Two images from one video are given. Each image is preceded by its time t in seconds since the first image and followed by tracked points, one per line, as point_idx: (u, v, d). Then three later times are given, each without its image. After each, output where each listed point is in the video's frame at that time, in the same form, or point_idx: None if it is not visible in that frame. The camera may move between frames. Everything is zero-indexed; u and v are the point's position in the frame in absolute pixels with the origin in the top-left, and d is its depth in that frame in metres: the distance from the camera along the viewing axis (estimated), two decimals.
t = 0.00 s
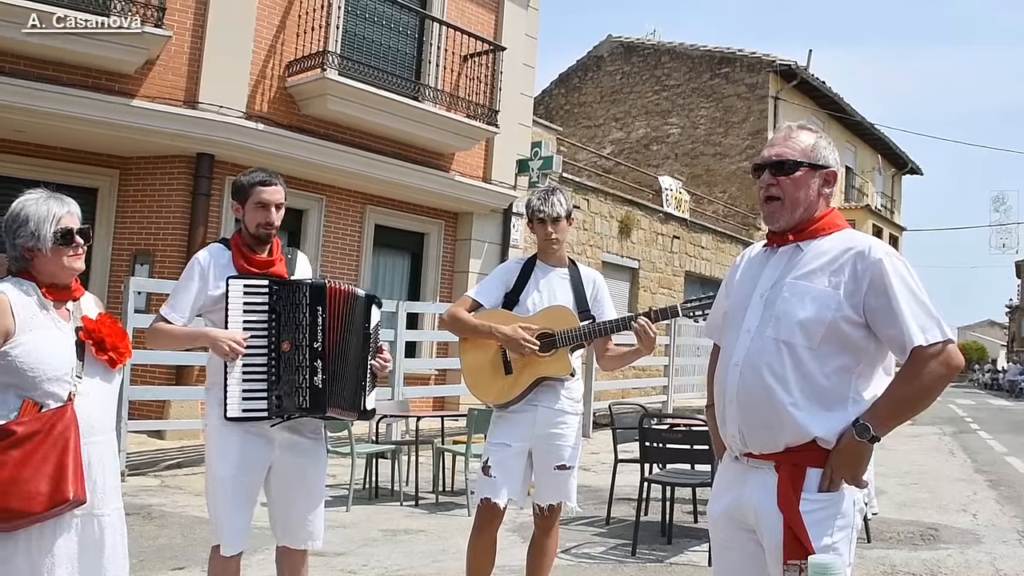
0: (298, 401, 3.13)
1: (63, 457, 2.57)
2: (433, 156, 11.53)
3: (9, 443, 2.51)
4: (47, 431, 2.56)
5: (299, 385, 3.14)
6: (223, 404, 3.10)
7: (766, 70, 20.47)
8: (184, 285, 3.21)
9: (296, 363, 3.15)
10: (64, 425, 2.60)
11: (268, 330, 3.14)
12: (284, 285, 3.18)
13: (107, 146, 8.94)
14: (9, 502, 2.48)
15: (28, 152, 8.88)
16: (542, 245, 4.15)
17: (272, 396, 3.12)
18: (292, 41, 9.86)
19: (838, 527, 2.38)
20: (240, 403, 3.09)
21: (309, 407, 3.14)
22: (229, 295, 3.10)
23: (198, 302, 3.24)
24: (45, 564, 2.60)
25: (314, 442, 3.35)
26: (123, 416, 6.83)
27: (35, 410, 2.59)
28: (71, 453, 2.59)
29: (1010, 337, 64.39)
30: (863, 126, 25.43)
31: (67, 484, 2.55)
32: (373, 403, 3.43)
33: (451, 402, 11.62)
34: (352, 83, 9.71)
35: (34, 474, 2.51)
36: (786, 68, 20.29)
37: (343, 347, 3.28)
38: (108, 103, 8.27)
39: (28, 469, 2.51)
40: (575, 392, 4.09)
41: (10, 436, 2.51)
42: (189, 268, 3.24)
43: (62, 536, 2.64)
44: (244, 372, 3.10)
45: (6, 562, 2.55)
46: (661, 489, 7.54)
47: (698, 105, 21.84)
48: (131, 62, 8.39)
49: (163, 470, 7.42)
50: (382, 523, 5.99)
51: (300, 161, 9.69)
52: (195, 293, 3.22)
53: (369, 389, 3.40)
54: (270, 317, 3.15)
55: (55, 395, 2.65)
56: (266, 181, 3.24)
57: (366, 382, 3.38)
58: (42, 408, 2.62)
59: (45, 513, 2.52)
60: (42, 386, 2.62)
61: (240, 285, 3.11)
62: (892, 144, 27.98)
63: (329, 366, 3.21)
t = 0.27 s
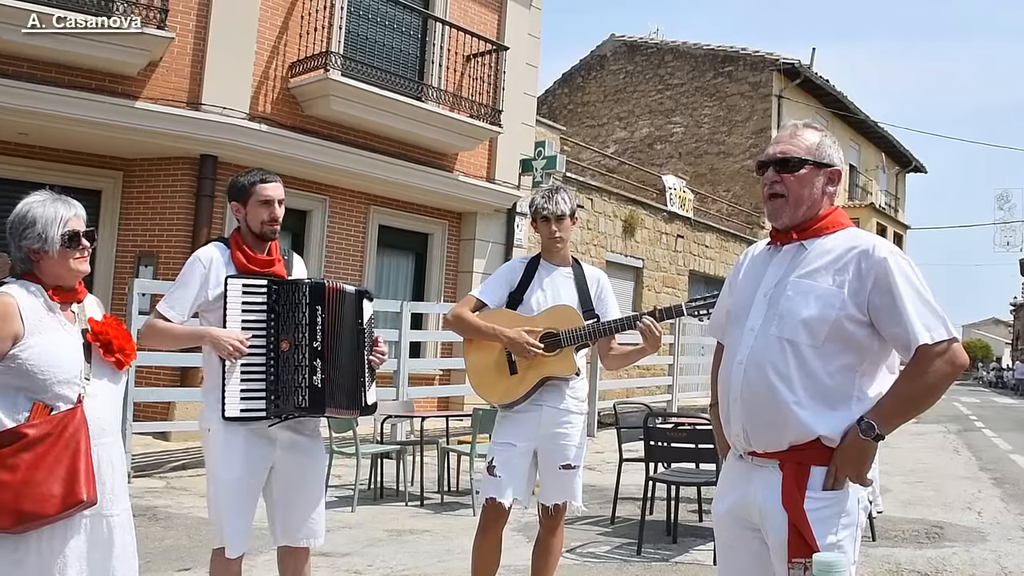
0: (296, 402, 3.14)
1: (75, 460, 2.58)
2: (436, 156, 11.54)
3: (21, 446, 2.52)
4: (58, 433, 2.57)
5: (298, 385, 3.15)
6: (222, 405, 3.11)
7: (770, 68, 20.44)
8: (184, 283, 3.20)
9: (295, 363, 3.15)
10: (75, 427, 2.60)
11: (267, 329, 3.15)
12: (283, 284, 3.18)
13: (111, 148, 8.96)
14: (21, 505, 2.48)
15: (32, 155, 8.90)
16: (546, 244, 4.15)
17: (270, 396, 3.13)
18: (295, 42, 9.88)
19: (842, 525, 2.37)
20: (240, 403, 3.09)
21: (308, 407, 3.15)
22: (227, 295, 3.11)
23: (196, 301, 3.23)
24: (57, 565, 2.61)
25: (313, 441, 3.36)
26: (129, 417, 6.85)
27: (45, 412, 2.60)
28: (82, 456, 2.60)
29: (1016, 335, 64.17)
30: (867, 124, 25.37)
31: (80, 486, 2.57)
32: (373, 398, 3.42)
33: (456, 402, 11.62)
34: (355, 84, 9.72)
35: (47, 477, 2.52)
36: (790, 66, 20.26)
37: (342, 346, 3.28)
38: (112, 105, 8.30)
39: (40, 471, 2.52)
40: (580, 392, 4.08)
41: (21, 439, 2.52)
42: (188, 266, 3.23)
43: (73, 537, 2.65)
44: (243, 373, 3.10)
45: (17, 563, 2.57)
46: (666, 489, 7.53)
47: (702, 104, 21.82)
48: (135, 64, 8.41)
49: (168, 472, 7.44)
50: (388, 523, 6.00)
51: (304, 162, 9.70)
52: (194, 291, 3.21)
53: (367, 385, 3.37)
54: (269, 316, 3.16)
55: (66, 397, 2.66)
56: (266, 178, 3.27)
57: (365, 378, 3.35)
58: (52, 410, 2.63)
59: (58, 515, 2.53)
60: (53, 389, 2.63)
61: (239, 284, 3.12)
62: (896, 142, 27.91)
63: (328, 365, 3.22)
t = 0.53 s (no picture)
0: (299, 402, 3.16)
1: (82, 461, 2.60)
2: (440, 157, 11.56)
3: (28, 447, 2.52)
4: (67, 435, 2.58)
5: (300, 385, 3.17)
6: (224, 406, 3.12)
7: (774, 69, 20.42)
8: (185, 285, 3.21)
9: (296, 363, 3.17)
10: (82, 429, 2.62)
11: (268, 330, 3.16)
12: (283, 285, 3.20)
13: (115, 149, 8.99)
14: (29, 506, 2.49)
15: (37, 156, 8.94)
16: (551, 244, 4.16)
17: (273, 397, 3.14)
18: (299, 44, 9.90)
19: (846, 526, 2.38)
20: (242, 404, 3.10)
21: (310, 407, 3.17)
22: (228, 297, 3.13)
23: (197, 303, 3.24)
24: (62, 566, 2.62)
25: (317, 442, 3.37)
26: (133, 418, 6.86)
27: (53, 415, 2.61)
28: (90, 458, 2.62)
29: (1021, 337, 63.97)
30: (871, 126, 25.33)
31: (88, 488, 2.58)
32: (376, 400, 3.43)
33: (459, 403, 11.63)
34: (359, 85, 9.73)
35: (55, 478, 2.53)
36: (794, 68, 20.24)
37: (343, 346, 3.29)
38: (117, 106, 8.32)
39: (49, 472, 2.53)
40: (584, 393, 4.09)
41: (29, 440, 2.53)
42: (189, 267, 3.24)
43: (79, 538, 2.66)
44: (245, 374, 3.11)
45: (23, 564, 2.56)
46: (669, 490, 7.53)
47: (706, 106, 21.81)
48: (139, 65, 8.44)
49: (173, 473, 7.45)
50: (391, 524, 6.01)
51: (308, 163, 9.72)
52: (195, 292, 3.22)
53: (369, 386, 3.37)
54: (270, 317, 3.17)
55: (72, 399, 2.67)
56: (264, 177, 3.28)
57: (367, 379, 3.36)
58: (59, 412, 2.65)
59: (66, 516, 2.54)
60: (60, 391, 2.64)
61: (240, 285, 3.13)
62: (900, 144, 27.86)
63: (330, 366, 3.24)
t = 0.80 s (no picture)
0: (303, 400, 3.15)
1: (87, 462, 2.60)
2: (443, 158, 11.56)
3: (34, 448, 2.53)
4: (71, 436, 2.59)
5: (304, 383, 3.17)
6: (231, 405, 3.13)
7: (777, 69, 20.40)
8: (194, 287, 3.22)
9: (301, 361, 3.18)
10: (86, 430, 2.63)
11: (273, 328, 3.17)
12: (288, 283, 3.20)
13: (118, 149, 9.01)
14: (34, 507, 2.49)
15: (40, 157, 8.95)
16: (554, 244, 4.16)
17: (279, 395, 3.15)
18: (302, 44, 9.91)
19: (850, 526, 2.37)
20: (248, 403, 3.12)
21: (315, 405, 3.16)
22: (234, 297, 3.14)
23: (206, 304, 3.26)
24: (67, 567, 2.62)
25: (324, 441, 3.37)
26: (136, 419, 6.87)
27: (57, 415, 2.62)
28: (94, 458, 2.62)
29: None
30: (874, 125, 25.30)
31: (93, 488, 2.59)
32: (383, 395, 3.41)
33: (462, 403, 11.63)
34: (362, 85, 9.74)
35: (60, 479, 2.54)
36: (796, 67, 20.22)
37: (347, 341, 3.26)
38: (119, 107, 8.34)
39: (53, 473, 2.54)
40: (587, 393, 4.08)
41: (34, 440, 2.53)
42: (197, 269, 3.26)
43: (83, 539, 2.66)
44: (251, 373, 3.13)
45: (28, 564, 2.57)
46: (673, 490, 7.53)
47: (708, 105, 21.79)
48: (142, 66, 8.45)
49: (176, 473, 7.46)
50: (395, 524, 6.01)
51: (311, 163, 9.73)
52: (204, 294, 3.24)
53: (375, 381, 3.34)
54: (275, 316, 3.18)
55: (77, 400, 2.68)
56: (270, 177, 3.31)
57: (373, 374, 3.33)
58: (63, 412, 2.65)
59: (71, 517, 2.54)
60: (64, 392, 2.65)
61: (245, 284, 3.15)
62: (903, 143, 27.83)
63: (334, 363, 3.23)
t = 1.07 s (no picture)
0: (314, 402, 3.15)
1: (86, 463, 2.60)
2: (446, 158, 11.57)
3: (33, 447, 2.53)
4: (70, 436, 2.58)
5: (315, 385, 3.16)
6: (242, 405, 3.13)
7: (780, 70, 20.38)
8: (204, 289, 3.25)
9: (312, 363, 3.17)
10: (86, 430, 2.62)
11: (284, 330, 3.16)
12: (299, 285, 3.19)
13: (122, 150, 9.02)
14: (32, 506, 2.49)
15: (44, 157, 8.97)
16: (558, 244, 4.15)
17: (289, 397, 3.14)
18: (305, 44, 9.92)
19: (853, 527, 2.36)
20: (260, 404, 3.11)
21: (326, 407, 3.16)
22: (245, 299, 3.12)
23: (216, 306, 3.27)
24: (65, 567, 2.62)
25: (337, 441, 3.37)
26: (139, 419, 6.87)
27: (57, 415, 2.62)
28: (93, 459, 2.62)
29: None
30: (878, 127, 25.26)
31: (91, 489, 2.58)
32: (389, 401, 3.42)
33: (465, 404, 11.63)
34: (365, 86, 9.74)
35: (59, 479, 2.54)
36: (800, 68, 20.19)
37: (358, 345, 3.29)
38: (123, 107, 8.35)
39: (52, 473, 2.54)
40: (591, 394, 4.08)
41: (33, 440, 2.53)
42: (208, 272, 3.27)
43: (82, 539, 2.66)
44: (261, 374, 3.12)
45: (26, 564, 2.57)
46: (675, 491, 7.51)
47: (712, 107, 21.77)
48: (145, 66, 8.46)
49: (178, 473, 7.47)
50: (397, 525, 6.00)
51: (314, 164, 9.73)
52: (214, 296, 3.26)
53: (383, 386, 3.38)
54: (287, 318, 3.16)
55: (78, 400, 2.68)
56: (280, 179, 3.31)
57: (380, 380, 3.36)
58: (64, 413, 2.65)
59: (69, 517, 2.54)
60: (65, 392, 2.64)
61: (257, 286, 3.13)
62: (906, 145, 27.78)
63: (345, 366, 3.23)
